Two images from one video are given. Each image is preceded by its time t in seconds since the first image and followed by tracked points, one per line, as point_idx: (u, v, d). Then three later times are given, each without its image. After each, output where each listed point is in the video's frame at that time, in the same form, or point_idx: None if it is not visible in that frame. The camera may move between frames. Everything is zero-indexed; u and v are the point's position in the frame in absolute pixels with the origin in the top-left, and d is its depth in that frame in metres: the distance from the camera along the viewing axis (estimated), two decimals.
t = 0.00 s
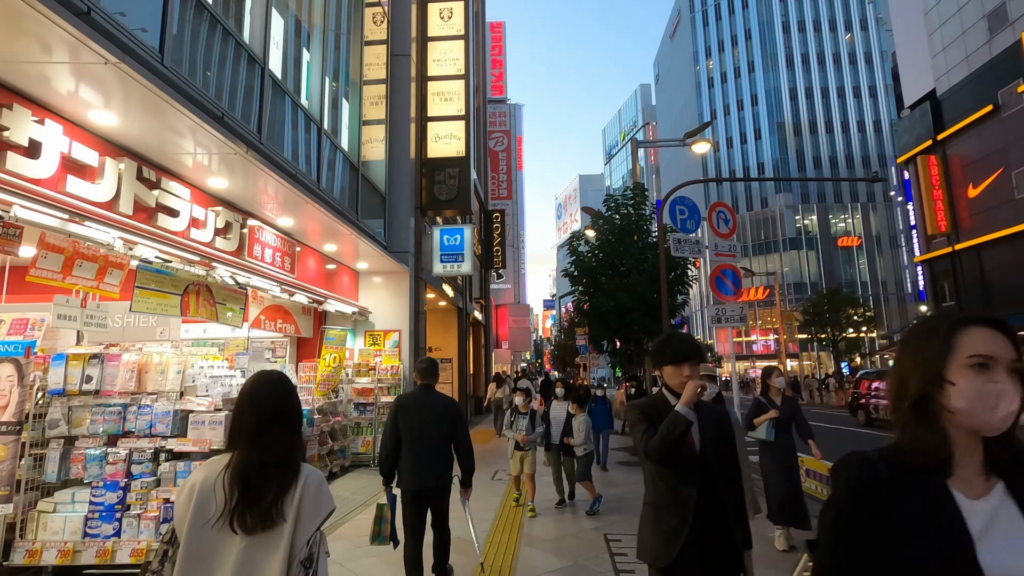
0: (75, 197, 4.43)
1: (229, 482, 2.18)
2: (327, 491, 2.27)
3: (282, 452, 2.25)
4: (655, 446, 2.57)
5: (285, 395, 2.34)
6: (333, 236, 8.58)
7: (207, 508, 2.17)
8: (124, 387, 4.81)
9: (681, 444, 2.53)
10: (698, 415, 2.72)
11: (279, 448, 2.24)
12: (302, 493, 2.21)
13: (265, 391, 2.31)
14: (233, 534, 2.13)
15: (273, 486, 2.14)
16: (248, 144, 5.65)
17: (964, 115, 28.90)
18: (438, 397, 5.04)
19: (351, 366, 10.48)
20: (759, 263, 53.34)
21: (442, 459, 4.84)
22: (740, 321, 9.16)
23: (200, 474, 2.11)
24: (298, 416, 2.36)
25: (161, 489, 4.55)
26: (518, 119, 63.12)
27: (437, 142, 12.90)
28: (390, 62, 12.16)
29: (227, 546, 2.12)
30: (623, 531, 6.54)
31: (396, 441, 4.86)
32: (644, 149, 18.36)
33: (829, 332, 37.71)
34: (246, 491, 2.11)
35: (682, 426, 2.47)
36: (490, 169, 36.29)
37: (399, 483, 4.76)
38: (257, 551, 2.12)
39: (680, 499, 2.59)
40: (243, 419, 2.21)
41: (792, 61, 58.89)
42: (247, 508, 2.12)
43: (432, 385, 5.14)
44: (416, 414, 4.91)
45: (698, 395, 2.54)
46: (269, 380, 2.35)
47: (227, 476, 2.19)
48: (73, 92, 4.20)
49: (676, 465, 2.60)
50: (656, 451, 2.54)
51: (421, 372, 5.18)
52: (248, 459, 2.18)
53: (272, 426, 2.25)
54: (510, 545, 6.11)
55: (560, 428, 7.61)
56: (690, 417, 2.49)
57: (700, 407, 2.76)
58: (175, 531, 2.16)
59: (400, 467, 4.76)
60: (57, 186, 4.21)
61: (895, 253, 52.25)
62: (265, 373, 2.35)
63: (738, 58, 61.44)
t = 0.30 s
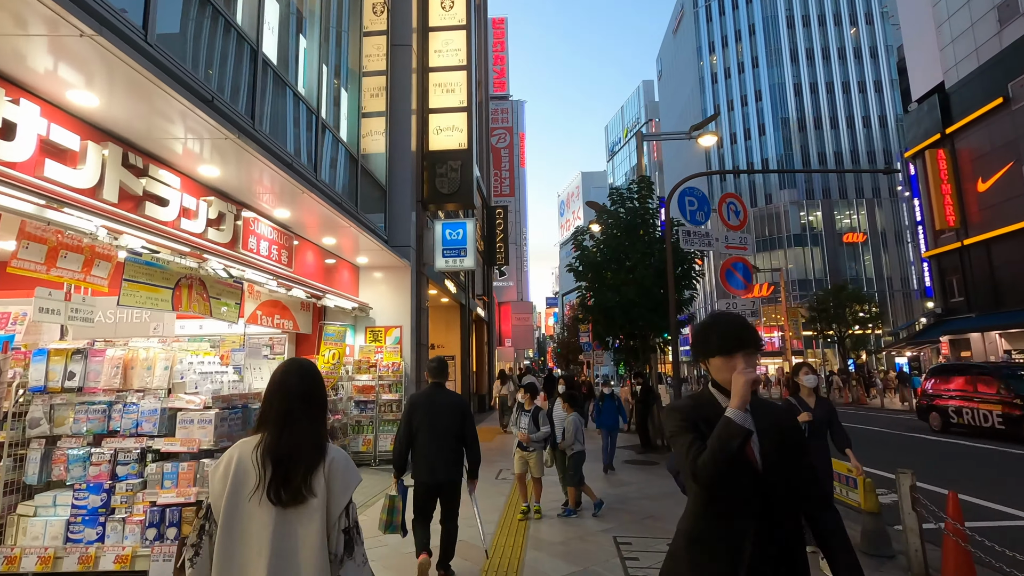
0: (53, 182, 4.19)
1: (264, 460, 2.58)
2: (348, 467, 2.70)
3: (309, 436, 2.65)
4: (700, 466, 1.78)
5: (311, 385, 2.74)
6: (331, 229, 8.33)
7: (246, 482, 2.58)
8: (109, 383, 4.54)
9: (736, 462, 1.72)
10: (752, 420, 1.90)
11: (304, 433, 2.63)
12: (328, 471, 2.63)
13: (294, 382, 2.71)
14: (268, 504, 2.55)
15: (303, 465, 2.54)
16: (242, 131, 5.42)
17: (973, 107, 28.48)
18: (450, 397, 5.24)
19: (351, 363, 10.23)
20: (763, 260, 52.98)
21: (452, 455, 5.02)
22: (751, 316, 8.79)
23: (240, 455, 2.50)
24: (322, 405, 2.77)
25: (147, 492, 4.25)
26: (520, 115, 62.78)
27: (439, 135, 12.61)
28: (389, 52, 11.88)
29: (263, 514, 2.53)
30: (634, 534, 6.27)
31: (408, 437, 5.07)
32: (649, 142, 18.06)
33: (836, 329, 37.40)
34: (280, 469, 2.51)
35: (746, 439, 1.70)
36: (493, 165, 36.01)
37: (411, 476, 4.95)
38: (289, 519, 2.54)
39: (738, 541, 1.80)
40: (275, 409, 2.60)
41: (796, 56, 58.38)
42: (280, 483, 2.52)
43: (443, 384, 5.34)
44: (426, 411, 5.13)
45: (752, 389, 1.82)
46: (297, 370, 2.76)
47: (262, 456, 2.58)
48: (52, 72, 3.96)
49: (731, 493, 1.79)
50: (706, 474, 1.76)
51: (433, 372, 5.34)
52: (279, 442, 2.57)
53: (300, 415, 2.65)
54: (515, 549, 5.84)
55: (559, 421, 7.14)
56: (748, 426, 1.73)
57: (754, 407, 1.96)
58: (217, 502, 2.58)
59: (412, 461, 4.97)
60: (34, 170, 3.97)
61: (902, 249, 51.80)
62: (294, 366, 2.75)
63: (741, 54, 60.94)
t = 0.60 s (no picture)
0: (28, 169, 3.89)
1: (295, 461, 2.77)
2: (371, 465, 2.89)
3: (335, 437, 2.86)
4: (867, 518, 1.20)
5: (333, 386, 2.96)
6: (332, 224, 8.03)
7: (278, 484, 2.77)
8: (93, 386, 4.25)
9: (944, 512, 1.20)
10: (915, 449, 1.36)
11: (330, 435, 2.84)
12: (354, 468, 2.85)
13: (318, 387, 2.92)
14: (300, 502, 2.74)
15: (332, 465, 2.74)
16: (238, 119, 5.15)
17: (983, 102, 28.17)
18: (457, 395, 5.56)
19: (352, 363, 9.93)
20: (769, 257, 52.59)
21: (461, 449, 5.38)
22: (769, 314, 8.54)
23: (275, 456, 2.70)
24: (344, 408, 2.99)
25: (133, 503, 3.98)
26: (524, 113, 62.56)
27: (443, 128, 12.27)
28: (392, 43, 11.59)
29: (295, 514, 2.73)
30: (649, 543, 5.94)
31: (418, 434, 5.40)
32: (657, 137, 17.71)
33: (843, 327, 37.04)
34: (311, 469, 2.71)
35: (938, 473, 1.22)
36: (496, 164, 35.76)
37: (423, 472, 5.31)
38: (319, 515, 2.73)
39: None
40: (303, 412, 2.81)
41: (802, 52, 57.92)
42: (310, 482, 2.71)
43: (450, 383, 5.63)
44: (436, 410, 5.43)
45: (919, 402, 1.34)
46: (321, 374, 2.97)
47: (293, 457, 2.78)
48: (29, 52, 3.67)
49: (926, 571, 1.17)
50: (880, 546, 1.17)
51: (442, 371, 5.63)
52: (308, 443, 2.77)
53: (326, 417, 2.86)
54: (524, 560, 5.56)
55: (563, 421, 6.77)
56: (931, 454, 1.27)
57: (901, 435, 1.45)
58: (250, 503, 2.75)
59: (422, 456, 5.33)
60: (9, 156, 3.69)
61: (908, 247, 51.32)
62: (317, 371, 2.96)
63: (746, 50, 60.47)
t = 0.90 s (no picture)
0: None
1: (310, 451, 2.96)
2: (380, 457, 3.06)
3: (347, 431, 3.02)
4: None
5: (350, 380, 3.07)
6: (333, 216, 7.73)
7: (294, 470, 2.97)
8: (72, 384, 4.01)
9: None
10: None
11: (343, 428, 2.99)
12: (363, 462, 3.02)
13: (335, 383, 3.04)
14: (311, 490, 2.95)
15: (342, 459, 2.92)
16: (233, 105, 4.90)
17: (1000, 95, 27.55)
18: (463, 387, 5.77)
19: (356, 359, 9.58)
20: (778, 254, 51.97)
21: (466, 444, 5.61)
22: (788, 308, 8.14)
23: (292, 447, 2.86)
24: (358, 403, 3.12)
25: (115, 509, 3.72)
26: (530, 109, 62.13)
27: (448, 120, 11.95)
28: (395, 32, 11.28)
29: (307, 496, 2.95)
30: (666, 549, 5.62)
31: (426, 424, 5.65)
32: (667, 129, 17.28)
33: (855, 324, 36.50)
34: (322, 461, 2.88)
35: None
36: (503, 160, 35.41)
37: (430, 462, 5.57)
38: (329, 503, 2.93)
39: None
40: (319, 407, 2.95)
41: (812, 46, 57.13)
42: (321, 473, 2.90)
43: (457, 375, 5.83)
44: (442, 401, 5.66)
45: None
46: (340, 367, 3.07)
47: (307, 446, 2.96)
48: None
49: None
50: None
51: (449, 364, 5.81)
52: (322, 435, 2.94)
53: (341, 413, 3.01)
54: (534, 569, 5.24)
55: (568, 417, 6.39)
56: None
57: None
58: (267, 484, 2.95)
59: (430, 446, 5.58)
60: None
61: (920, 243, 50.55)
62: (337, 364, 3.06)
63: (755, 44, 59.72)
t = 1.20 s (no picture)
0: None
1: (317, 441, 3.16)
2: (383, 446, 3.24)
3: (352, 421, 3.22)
4: None
5: (355, 373, 3.27)
6: (323, 206, 7.41)
7: (302, 460, 3.17)
8: (28, 381, 3.74)
9: None
10: None
11: (348, 419, 3.20)
12: (367, 451, 3.20)
13: (340, 377, 3.23)
14: (318, 476, 3.14)
15: (347, 447, 3.12)
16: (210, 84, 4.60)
17: (1002, 90, 27.35)
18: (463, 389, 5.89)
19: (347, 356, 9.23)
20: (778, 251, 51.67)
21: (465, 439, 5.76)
22: (795, 301, 7.81)
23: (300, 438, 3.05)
24: (362, 396, 3.31)
25: (72, 517, 3.40)
26: (529, 106, 61.74)
27: (443, 110, 11.62)
28: (388, 19, 10.94)
29: (314, 482, 3.13)
30: (671, 555, 5.32)
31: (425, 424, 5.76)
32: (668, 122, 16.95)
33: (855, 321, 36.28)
34: (328, 449, 3.08)
35: None
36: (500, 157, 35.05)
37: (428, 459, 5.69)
38: (335, 490, 3.12)
39: None
40: (323, 400, 3.14)
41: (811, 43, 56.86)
42: (327, 462, 3.08)
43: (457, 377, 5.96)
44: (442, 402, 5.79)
45: None
46: (345, 361, 3.27)
47: (314, 436, 3.16)
48: None
49: None
50: None
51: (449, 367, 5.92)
52: (328, 426, 3.13)
53: (345, 406, 3.20)
54: None
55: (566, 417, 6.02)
56: None
57: None
58: (279, 474, 3.16)
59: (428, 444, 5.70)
60: None
61: (919, 240, 50.35)
62: (342, 359, 3.26)
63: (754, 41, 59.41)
